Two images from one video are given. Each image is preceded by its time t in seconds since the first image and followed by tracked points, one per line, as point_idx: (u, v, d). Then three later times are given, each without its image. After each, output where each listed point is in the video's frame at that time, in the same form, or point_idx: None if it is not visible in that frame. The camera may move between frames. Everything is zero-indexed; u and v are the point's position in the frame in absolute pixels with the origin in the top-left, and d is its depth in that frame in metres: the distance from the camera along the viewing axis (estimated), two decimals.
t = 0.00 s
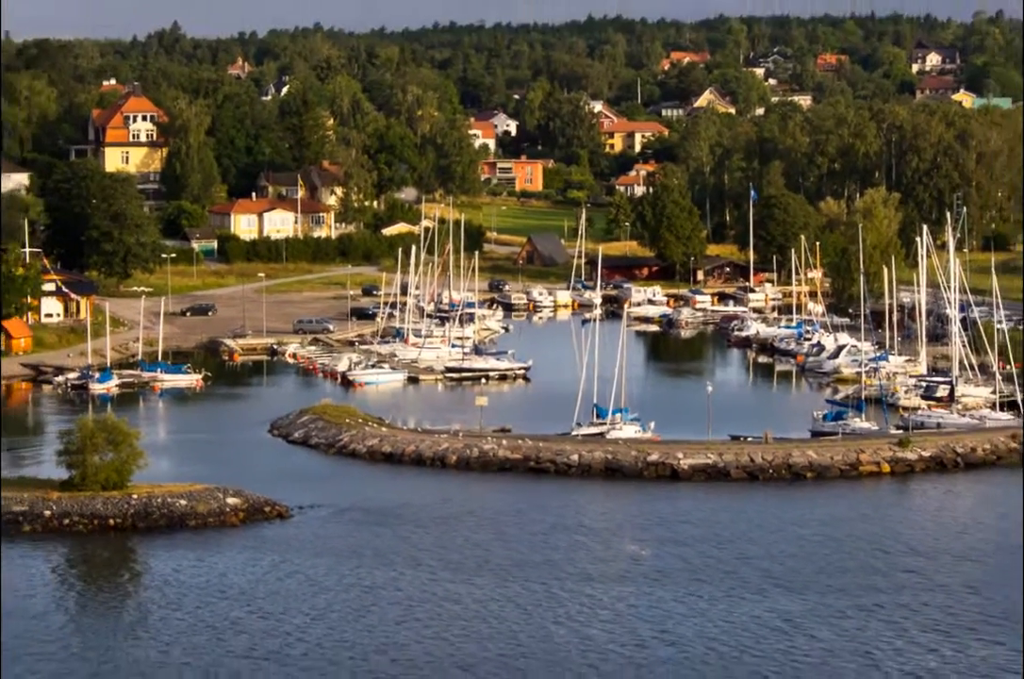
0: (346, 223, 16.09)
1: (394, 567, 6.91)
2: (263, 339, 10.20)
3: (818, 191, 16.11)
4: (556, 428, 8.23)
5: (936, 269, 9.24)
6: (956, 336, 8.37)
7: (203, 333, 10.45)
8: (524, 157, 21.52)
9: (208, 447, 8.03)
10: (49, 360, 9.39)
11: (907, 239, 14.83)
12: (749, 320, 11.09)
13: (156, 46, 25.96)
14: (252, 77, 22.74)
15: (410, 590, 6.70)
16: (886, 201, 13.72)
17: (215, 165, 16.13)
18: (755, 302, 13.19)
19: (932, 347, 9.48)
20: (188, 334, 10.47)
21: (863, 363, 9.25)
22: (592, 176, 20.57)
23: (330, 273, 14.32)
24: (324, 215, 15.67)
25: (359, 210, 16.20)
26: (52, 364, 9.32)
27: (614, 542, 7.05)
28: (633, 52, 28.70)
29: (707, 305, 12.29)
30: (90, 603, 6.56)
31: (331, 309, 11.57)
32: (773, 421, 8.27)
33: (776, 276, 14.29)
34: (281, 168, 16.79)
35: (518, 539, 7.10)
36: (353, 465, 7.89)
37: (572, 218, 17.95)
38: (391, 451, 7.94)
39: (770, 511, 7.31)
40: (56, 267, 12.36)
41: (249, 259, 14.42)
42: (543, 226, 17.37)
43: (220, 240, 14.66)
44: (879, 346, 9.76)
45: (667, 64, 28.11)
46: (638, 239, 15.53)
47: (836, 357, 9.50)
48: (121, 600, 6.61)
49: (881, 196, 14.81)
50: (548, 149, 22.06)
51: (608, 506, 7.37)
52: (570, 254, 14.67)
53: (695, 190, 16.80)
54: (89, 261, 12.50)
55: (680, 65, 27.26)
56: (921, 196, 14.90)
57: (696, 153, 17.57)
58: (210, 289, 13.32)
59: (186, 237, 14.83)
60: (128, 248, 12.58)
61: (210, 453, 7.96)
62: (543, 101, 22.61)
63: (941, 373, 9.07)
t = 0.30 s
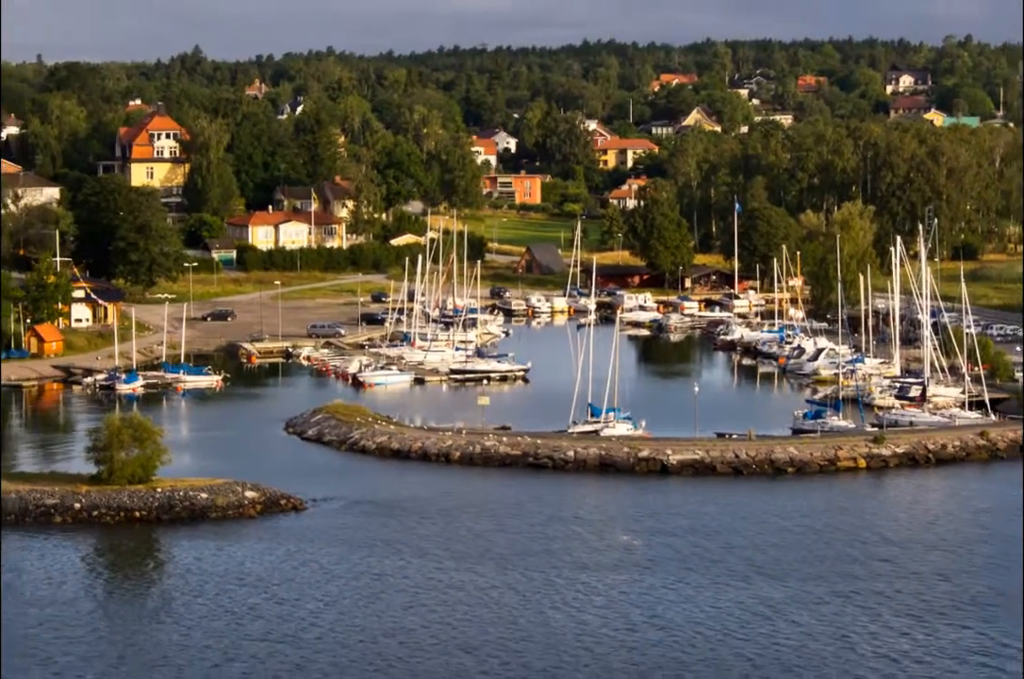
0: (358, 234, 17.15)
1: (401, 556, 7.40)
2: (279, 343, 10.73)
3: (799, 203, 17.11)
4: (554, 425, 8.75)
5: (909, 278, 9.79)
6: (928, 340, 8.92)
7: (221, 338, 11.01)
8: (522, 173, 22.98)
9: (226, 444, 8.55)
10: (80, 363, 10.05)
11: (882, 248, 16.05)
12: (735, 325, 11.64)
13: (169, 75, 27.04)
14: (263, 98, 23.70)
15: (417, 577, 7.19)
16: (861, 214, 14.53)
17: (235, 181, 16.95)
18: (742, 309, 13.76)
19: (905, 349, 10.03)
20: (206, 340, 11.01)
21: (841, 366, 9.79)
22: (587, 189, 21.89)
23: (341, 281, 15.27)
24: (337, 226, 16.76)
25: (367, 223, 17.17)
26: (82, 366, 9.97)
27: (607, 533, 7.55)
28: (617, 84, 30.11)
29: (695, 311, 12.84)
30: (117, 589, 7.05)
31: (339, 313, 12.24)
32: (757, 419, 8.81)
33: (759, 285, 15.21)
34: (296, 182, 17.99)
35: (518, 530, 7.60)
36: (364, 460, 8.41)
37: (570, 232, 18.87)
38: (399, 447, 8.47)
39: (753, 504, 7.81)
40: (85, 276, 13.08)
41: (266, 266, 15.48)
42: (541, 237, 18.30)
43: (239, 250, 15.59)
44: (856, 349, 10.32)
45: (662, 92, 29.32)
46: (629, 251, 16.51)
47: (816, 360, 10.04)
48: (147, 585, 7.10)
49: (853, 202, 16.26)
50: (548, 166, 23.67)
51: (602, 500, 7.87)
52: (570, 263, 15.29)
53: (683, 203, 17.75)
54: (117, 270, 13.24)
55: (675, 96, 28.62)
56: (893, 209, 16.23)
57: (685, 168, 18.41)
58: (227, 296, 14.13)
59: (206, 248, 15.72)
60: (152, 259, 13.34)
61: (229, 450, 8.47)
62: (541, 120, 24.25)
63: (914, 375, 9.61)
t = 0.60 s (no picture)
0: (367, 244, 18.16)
1: (408, 546, 7.89)
2: (293, 347, 11.32)
3: (782, 214, 18.43)
4: (551, 423, 9.29)
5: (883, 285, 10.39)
6: (902, 343, 9.49)
7: (239, 341, 11.66)
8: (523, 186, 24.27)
9: (243, 441, 9.07)
10: (106, 365, 10.64)
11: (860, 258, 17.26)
12: (721, 330, 12.21)
13: (184, 95, 28.24)
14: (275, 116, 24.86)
15: (423, 566, 7.68)
16: (841, 226, 15.30)
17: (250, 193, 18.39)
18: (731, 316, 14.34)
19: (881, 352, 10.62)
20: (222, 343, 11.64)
21: (821, 368, 10.37)
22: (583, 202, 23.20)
23: (351, 287, 16.25)
24: (348, 236, 17.77)
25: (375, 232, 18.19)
26: (109, 367, 10.56)
27: (602, 525, 8.05)
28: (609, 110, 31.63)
29: (684, 315, 13.36)
30: (141, 577, 7.53)
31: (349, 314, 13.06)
32: (742, 418, 9.37)
33: (744, 290, 16.07)
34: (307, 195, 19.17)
35: (518, 522, 8.10)
36: (373, 456, 8.94)
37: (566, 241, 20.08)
38: (406, 443, 9.01)
39: (739, 497, 8.32)
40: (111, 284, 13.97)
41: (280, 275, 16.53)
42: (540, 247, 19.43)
43: (255, 259, 16.62)
44: (834, 352, 10.90)
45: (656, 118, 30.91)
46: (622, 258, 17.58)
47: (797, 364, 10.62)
48: (169, 572, 7.59)
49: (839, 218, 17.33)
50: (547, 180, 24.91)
51: (597, 494, 8.39)
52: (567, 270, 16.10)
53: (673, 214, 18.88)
54: (141, 277, 14.16)
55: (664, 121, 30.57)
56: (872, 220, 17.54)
57: (674, 182, 19.59)
58: (245, 301, 15.05)
59: (225, 257, 16.71)
60: (173, 267, 14.28)
61: (247, 447, 8.99)
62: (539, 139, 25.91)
63: (890, 376, 10.18)
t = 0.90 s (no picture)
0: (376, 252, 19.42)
1: (414, 537, 8.39)
2: (305, 350, 11.92)
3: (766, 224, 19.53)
4: (549, 421, 9.83)
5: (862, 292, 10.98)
6: (880, 346, 10.06)
7: (255, 343, 12.31)
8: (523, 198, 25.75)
9: (258, 439, 9.60)
10: (129, 367, 11.23)
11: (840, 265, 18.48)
12: (709, 334, 12.80)
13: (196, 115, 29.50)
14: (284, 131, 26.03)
15: (428, 555, 8.17)
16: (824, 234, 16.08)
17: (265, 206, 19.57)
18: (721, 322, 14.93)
19: (861, 355, 11.21)
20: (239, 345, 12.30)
21: (804, 370, 10.93)
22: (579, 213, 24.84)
23: (360, 294, 17.41)
24: (357, 245, 18.92)
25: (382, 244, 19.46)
26: (132, 370, 11.15)
27: (596, 517, 8.55)
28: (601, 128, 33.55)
29: (674, 320, 13.97)
30: (162, 566, 8.00)
31: (359, 316, 14.04)
32: (729, 416, 9.92)
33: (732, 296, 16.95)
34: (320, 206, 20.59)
35: (518, 515, 8.61)
36: (381, 452, 9.47)
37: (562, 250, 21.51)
38: (412, 440, 9.56)
39: (725, 492, 8.83)
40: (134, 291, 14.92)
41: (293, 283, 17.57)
42: (538, 256, 20.70)
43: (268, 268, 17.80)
44: (816, 354, 11.50)
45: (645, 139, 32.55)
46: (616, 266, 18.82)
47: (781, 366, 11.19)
48: (189, 562, 8.07)
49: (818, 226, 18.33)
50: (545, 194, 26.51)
51: (592, 489, 8.89)
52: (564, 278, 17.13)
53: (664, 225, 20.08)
54: (162, 285, 15.10)
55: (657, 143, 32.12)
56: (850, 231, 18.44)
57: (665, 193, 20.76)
58: (260, 307, 16.04)
59: (242, 264, 18.16)
60: (192, 274, 15.17)
61: (261, 444, 9.52)
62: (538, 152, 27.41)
63: (870, 377, 10.74)
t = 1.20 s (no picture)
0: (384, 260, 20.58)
1: (420, 529, 8.88)
2: (315, 352, 12.51)
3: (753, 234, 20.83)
4: (547, 419, 10.36)
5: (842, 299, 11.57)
6: (859, 348, 10.62)
7: (268, 346, 12.95)
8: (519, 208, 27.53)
9: (271, 437, 10.13)
10: (149, 368, 11.80)
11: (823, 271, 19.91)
12: (699, 338, 13.37)
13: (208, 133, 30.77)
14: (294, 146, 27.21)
15: (432, 546, 8.66)
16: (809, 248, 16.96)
17: (278, 218, 20.61)
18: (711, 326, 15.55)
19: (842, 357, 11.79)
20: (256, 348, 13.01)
21: (788, 372, 11.47)
22: (575, 223, 26.26)
23: (368, 299, 18.54)
24: (365, 254, 19.93)
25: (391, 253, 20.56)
26: (152, 370, 11.73)
27: (592, 511, 9.04)
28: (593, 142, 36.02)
29: (665, 324, 14.58)
30: (181, 557, 8.48)
31: (367, 314, 15.15)
32: (717, 415, 10.46)
33: (721, 301, 17.79)
34: (330, 216, 21.61)
35: (518, 508, 9.11)
36: (388, 449, 10.00)
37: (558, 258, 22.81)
38: (417, 438, 10.09)
39: (714, 487, 9.33)
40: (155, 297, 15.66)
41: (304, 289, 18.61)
42: (536, 263, 21.94)
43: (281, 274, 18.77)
44: (800, 356, 12.07)
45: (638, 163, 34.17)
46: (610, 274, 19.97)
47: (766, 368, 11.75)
48: (206, 553, 8.55)
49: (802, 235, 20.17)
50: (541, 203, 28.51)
51: (588, 485, 9.39)
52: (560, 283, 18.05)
53: (657, 234, 21.70)
54: (182, 291, 15.83)
55: (650, 163, 33.39)
56: (832, 240, 20.26)
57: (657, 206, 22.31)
58: (273, 311, 17.01)
59: (255, 271, 19.09)
60: (209, 281, 15.92)
61: (275, 443, 10.04)
62: (536, 164, 29.28)
63: (851, 378, 11.29)
